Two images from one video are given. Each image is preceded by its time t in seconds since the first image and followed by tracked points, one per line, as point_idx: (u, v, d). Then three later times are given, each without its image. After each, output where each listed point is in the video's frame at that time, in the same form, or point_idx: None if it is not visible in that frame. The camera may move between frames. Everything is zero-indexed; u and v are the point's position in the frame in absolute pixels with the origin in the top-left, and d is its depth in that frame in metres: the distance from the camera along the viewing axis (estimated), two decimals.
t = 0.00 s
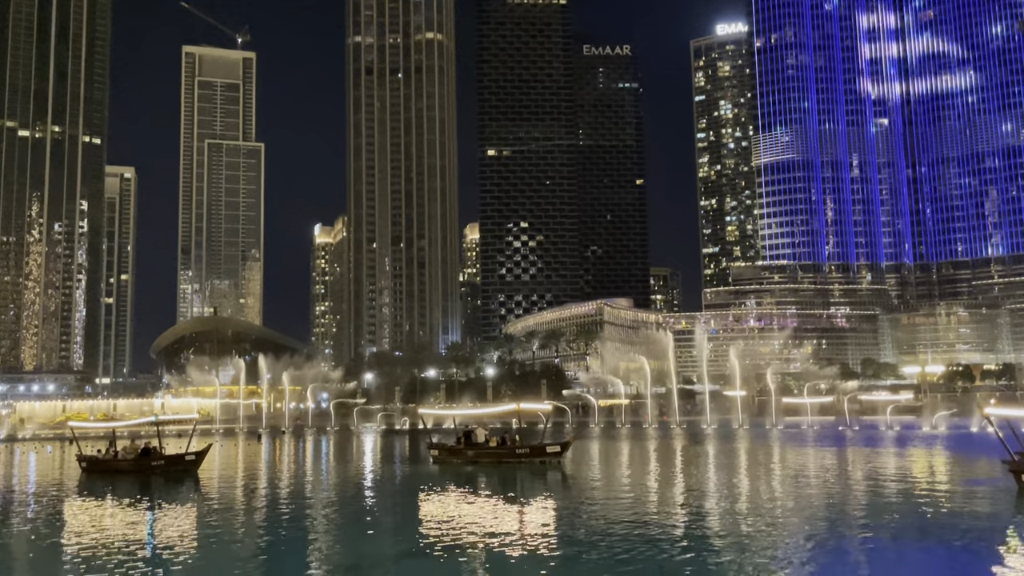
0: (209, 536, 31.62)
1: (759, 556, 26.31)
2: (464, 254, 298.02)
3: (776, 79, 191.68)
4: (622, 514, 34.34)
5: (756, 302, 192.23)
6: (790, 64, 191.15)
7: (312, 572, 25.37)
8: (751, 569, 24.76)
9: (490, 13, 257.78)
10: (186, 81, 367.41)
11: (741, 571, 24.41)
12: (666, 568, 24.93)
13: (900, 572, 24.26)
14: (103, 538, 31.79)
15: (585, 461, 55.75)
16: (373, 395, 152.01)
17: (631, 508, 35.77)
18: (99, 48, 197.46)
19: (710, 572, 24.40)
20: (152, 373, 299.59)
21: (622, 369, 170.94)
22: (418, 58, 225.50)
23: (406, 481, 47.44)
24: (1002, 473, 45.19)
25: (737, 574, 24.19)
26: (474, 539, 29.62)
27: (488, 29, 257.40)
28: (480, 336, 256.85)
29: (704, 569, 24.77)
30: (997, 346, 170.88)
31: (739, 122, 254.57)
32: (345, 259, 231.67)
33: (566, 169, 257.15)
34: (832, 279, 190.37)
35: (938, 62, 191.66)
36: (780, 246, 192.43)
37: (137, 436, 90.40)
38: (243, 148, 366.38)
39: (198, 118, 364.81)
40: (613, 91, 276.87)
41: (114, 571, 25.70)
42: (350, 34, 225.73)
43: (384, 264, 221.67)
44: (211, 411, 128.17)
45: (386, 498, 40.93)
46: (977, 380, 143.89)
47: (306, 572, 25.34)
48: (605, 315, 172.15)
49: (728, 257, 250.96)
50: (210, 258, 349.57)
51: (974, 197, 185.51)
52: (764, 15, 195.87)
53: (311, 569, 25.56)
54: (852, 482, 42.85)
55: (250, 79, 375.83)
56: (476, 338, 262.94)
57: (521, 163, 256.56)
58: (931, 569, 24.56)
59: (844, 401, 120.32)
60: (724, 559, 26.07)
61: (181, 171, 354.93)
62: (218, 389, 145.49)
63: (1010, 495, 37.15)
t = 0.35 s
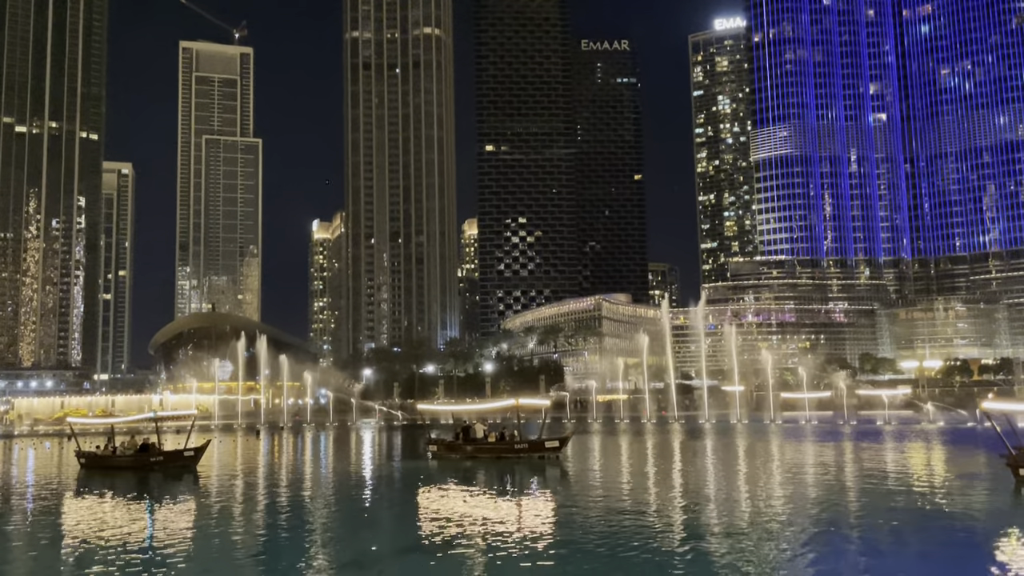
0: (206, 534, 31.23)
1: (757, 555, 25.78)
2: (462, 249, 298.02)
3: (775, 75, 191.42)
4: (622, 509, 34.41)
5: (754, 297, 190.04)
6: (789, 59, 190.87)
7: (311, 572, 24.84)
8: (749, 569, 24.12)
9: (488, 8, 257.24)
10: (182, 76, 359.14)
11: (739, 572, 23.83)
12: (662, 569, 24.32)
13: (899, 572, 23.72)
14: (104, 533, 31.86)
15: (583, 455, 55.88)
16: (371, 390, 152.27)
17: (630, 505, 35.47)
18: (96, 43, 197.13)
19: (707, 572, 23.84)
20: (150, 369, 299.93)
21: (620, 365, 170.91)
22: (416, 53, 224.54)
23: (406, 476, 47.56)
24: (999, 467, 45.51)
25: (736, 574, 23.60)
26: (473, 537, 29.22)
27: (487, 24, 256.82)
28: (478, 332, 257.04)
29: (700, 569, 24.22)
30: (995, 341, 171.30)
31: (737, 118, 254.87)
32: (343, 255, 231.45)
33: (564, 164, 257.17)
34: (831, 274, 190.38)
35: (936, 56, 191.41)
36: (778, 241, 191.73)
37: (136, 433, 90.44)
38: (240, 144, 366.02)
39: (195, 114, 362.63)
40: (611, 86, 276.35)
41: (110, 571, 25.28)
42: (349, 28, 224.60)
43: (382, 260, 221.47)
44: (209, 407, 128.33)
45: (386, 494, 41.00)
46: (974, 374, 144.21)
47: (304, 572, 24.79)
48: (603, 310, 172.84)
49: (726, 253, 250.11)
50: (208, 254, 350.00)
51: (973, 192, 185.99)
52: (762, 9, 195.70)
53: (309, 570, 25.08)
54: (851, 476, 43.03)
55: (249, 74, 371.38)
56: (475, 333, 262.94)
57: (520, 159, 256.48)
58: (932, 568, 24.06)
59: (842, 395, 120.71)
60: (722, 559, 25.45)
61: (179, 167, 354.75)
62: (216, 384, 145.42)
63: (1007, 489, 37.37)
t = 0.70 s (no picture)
0: (201, 532, 30.75)
1: (756, 551, 25.74)
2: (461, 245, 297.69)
3: (773, 70, 191.19)
4: (621, 505, 34.39)
5: (751, 292, 193.64)
6: (787, 54, 190.79)
7: (311, 572, 24.27)
8: (748, 569, 23.59)
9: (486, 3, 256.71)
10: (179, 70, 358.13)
11: (737, 572, 23.28)
12: (661, 569, 23.75)
13: (896, 570, 23.43)
14: (103, 530, 31.81)
15: (582, 451, 55.85)
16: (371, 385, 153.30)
17: (628, 502, 35.09)
18: (94, 38, 196.37)
19: (705, 573, 23.27)
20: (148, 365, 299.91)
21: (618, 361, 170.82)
22: (414, 48, 223.71)
23: (404, 472, 47.56)
24: (996, 461, 45.65)
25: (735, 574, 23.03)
26: (472, 534, 28.89)
27: (485, 19, 256.31)
28: (477, 327, 256.85)
29: (699, 569, 23.64)
30: (992, 335, 171.89)
31: (736, 113, 255.38)
32: (341, 250, 231.07)
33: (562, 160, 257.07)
34: (829, 269, 190.25)
35: (934, 51, 191.26)
36: (776, 236, 192.24)
37: (134, 429, 90.53)
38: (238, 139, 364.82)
39: (192, 109, 361.58)
40: (609, 81, 275.79)
41: (101, 571, 24.71)
42: (346, 24, 225.17)
43: (380, 256, 221.31)
44: (208, 402, 128.39)
45: (385, 489, 41.01)
46: (972, 370, 144.41)
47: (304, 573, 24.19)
48: (601, 306, 172.23)
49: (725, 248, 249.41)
50: (206, 249, 350.13)
51: (970, 187, 186.36)
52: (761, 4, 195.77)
53: (309, 569, 24.49)
54: (849, 471, 43.15)
55: (246, 70, 370.16)
56: (473, 328, 263.13)
57: (518, 154, 256.25)
58: (931, 567, 23.60)
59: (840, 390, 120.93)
60: (721, 558, 24.89)
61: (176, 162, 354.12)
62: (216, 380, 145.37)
63: (1005, 485, 37.48)
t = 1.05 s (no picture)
0: (201, 528, 30.95)
1: (751, 545, 26.08)
2: (459, 242, 297.62)
3: (771, 66, 191.22)
4: (618, 500, 34.68)
5: (750, 288, 192.05)
6: (785, 50, 190.82)
7: (310, 572, 23.94)
8: (746, 568, 23.32)
9: None
10: (177, 68, 359.03)
11: (735, 571, 23.00)
12: (660, 568, 23.47)
13: (890, 564, 23.75)
14: (103, 526, 31.96)
15: (581, 447, 56.13)
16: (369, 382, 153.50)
17: (625, 499, 34.90)
18: (91, 35, 196.91)
19: (703, 572, 22.98)
20: (147, 363, 300.33)
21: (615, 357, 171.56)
22: (412, 44, 223.44)
23: (403, 468, 47.69)
24: (992, 457, 46.00)
25: (733, 574, 22.76)
26: (471, 532, 28.73)
27: (483, 15, 256.35)
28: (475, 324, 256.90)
29: (696, 569, 23.33)
30: (990, 332, 172.07)
31: (734, 109, 255.23)
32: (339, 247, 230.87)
33: (561, 156, 257.26)
34: (827, 265, 190.61)
35: (932, 48, 191.36)
36: (775, 233, 192.27)
37: (133, 425, 90.82)
38: (236, 136, 363.73)
39: (190, 106, 360.51)
40: (607, 78, 275.85)
41: (95, 571, 24.42)
42: (344, 20, 225.50)
43: (379, 253, 221.26)
44: (207, 399, 128.64)
45: (383, 485, 41.20)
46: (970, 365, 144.71)
47: (303, 573, 23.88)
48: (600, 303, 171.76)
49: (723, 245, 247.97)
50: (205, 246, 350.79)
51: (968, 183, 186.54)
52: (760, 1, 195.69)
53: (307, 569, 24.21)
54: (845, 467, 43.44)
55: (243, 67, 369.98)
56: (472, 325, 263.09)
57: (516, 151, 256.23)
58: (929, 566, 23.35)
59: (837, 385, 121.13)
60: (719, 558, 24.60)
61: (174, 159, 354.82)
62: (214, 377, 145.62)
63: (1002, 481, 37.72)
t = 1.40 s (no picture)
0: (200, 526, 30.86)
1: (750, 543, 26.00)
2: (458, 239, 297.60)
3: (771, 64, 191.11)
4: (617, 498, 34.56)
5: (749, 286, 189.34)
6: (785, 48, 190.62)
7: (309, 572, 23.66)
8: (744, 568, 23.04)
9: None
10: (177, 65, 358.86)
11: (732, 571, 22.74)
12: (657, 568, 23.23)
13: (889, 562, 23.72)
14: (100, 524, 31.85)
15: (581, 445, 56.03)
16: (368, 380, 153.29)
17: (625, 497, 34.76)
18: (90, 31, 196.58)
19: (700, 572, 22.75)
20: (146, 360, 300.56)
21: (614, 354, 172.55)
22: (411, 41, 223.02)
23: (402, 466, 47.60)
24: (992, 455, 45.87)
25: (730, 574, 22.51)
26: (469, 530, 28.66)
27: (482, 12, 256.16)
28: (475, 321, 257.01)
29: (693, 569, 23.03)
30: (989, 330, 172.25)
31: (733, 107, 254.16)
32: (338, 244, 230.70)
33: (560, 153, 257.18)
34: (826, 263, 190.49)
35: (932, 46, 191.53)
36: (773, 231, 192.42)
37: (132, 423, 90.77)
38: (234, 133, 361.94)
39: (189, 103, 360.26)
40: (606, 75, 275.57)
41: (91, 571, 24.12)
42: (344, 18, 226.10)
43: (378, 250, 221.36)
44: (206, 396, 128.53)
45: (383, 483, 41.11)
46: (969, 363, 144.79)
47: (303, 573, 23.54)
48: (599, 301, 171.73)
49: (722, 242, 252.09)
50: (204, 243, 350.77)
51: (968, 180, 186.45)
52: None
53: (306, 569, 23.91)
54: (845, 464, 43.30)
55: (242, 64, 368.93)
56: (471, 323, 262.92)
57: (515, 148, 256.07)
58: (926, 566, 23.15)
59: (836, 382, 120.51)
60: (717, 557, 24.34)
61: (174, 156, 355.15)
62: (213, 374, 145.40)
63: (1002, 478, 37.61)
